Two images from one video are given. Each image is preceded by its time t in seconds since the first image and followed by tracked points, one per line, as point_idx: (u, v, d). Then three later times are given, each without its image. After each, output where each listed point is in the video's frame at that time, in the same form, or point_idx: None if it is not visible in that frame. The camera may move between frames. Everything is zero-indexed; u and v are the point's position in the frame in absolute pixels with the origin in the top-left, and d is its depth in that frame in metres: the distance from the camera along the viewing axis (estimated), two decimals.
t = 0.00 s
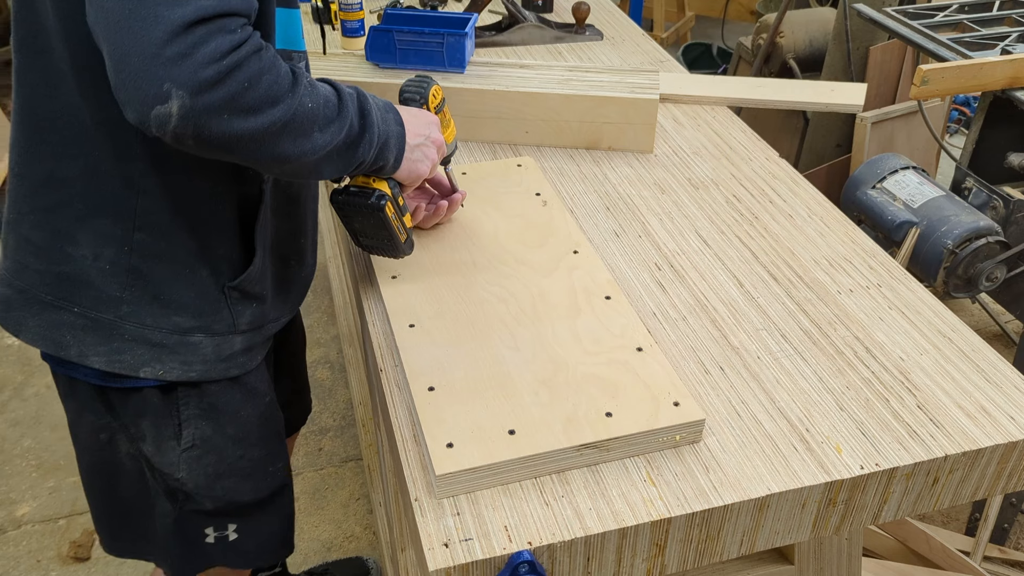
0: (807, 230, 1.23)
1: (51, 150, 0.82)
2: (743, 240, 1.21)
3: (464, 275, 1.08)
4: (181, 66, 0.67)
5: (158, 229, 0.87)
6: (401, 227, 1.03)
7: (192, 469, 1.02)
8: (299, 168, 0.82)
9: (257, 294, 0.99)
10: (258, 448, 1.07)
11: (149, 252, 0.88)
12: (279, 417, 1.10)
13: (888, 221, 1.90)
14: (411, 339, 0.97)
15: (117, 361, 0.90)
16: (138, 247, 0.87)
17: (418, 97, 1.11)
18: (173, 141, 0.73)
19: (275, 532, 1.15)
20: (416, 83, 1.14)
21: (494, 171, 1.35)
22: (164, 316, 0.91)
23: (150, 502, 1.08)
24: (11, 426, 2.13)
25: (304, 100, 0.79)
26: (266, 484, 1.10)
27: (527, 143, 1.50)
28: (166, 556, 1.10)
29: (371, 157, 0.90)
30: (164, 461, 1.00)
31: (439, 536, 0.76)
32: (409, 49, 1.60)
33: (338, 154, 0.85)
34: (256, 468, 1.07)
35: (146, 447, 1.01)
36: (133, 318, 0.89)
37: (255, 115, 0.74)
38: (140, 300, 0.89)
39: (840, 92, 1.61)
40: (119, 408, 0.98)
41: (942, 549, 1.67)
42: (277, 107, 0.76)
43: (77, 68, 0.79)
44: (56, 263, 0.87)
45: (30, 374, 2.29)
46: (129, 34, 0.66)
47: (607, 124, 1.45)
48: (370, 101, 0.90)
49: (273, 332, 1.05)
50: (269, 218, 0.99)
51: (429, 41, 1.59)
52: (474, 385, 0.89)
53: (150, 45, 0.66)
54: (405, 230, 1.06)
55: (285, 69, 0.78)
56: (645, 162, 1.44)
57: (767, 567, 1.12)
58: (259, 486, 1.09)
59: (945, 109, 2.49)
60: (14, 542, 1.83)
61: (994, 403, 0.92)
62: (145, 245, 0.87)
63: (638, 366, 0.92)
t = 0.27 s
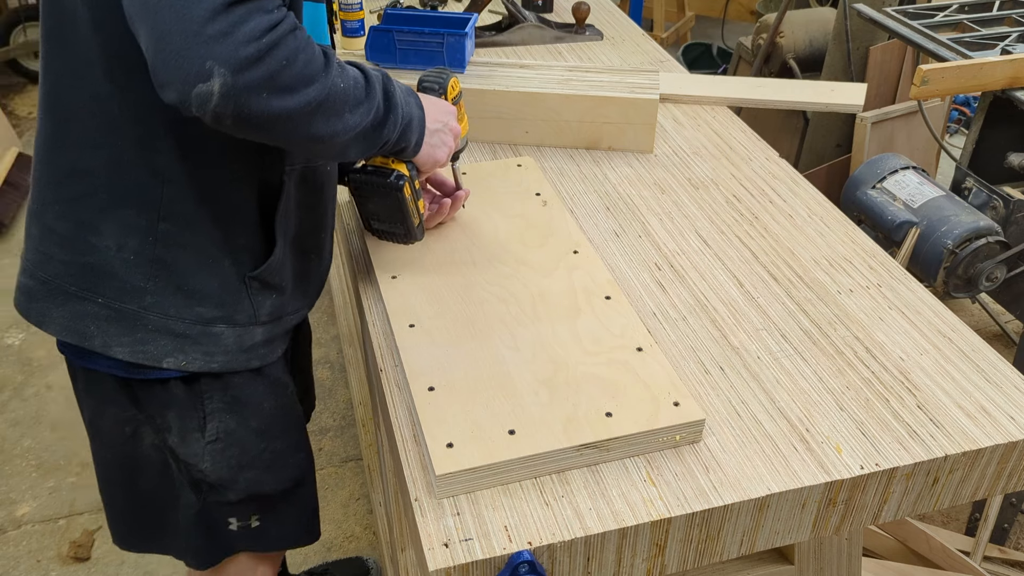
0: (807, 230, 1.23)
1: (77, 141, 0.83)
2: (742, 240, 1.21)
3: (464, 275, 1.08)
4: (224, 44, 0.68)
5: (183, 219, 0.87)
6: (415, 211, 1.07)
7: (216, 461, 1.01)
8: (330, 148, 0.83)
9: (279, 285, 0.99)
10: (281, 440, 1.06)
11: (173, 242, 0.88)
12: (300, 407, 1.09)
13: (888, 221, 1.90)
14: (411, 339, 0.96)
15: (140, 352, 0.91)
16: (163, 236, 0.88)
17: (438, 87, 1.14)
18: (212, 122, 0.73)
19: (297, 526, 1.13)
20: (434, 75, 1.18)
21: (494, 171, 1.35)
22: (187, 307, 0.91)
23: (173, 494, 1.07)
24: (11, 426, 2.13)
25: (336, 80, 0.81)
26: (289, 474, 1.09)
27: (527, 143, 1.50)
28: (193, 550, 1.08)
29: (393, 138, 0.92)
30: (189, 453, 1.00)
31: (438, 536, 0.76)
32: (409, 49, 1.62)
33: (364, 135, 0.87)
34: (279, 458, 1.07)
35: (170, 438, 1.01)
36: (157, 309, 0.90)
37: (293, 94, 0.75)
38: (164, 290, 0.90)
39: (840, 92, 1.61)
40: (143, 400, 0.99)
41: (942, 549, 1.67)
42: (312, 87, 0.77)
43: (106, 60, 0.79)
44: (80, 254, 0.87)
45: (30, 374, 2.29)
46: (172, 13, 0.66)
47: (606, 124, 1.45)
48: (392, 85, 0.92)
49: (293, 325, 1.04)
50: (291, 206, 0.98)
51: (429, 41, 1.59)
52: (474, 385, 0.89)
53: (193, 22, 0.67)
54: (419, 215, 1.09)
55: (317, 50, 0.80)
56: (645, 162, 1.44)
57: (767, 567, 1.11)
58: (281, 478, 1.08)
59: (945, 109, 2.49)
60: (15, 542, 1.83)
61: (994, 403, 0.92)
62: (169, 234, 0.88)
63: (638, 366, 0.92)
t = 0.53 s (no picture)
0: (807, 230, 1.23)
1: (91, 142, 0.83)
2: (742, 240, 1.21)
3: (464, 275, 1.08)
4: (242, 33, 0.69)
5: (199, 217, 0.88)
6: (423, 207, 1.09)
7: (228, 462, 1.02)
8: (345, 142, 0.83)
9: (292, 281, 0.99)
10: (290, 441, 1.07)
11: (189, 241, 0.88)
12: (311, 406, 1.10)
13: (888, 221, 1.90)
14: (411, 339, 0.96)
15: (158, 352, 0.91)
16: (179, 235, 0.88)
17: (441, 85, 1.15)
18: (230, 115, 0.73)
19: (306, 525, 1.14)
20: (437, 74, 1.18)
21: (494, 171, 1.35)
22: (203, 304, 0.91)
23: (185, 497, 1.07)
24: (10, 426, 2.13)
25: (352, 74, 0.81)
26: (298, 477, 1.10)
27: (527, 143, 1.50)
28: (202, 553, 1.09)
29: (407, 135, 0.93)
30: (201, 454, 1.02)
31: (439, 536, 0.76)
32: (409, 49, 1.62)
33: (378, 130, 0.87)
34: (289, 460, 1.07)
35: (182, 441, 1.02)
36: (173, 308, 0.90)
37: (310, 86, 0.76)
38: (181, 288, 0.90)
39: (840, 92, 1.61)
40: (156, 402, 0.99)
41: (942, 549, 1.67)
42: (329, 79, 0.78)
43: (118, 61, 0.79)
44: (96, 255, 0.87)
45: (30, 374, 2.29)
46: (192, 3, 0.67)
47: (606, 124, 1.45)
48: (404, 82, 0.92)
49: (305, 321, 1.04)
50: (304, 203, 0.98)
51: (429, 41, 1.59)
52: (476, 385, 0.89)
53: (213, 12, 0.67)
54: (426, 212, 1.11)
55: (332, 44, 0.80)
56: (645, 162, 1.44)
57: (767, 567, 1.11)
58: (291, 478, 1.09)
59: (945, 109, 2.49)
60: (15, 542, 1.83)
61: (994, 403, 0.92)
62: (185, 233, 0.88)
63: (638, 366, 0.92)
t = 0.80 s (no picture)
0: (807, 230, 1.23)
1: (95, 135, 0.83)
2: (742, 240, 1.21)
3: (465, 275, 1.08)
4: (259, 17, 0.68)
5: (201, 211, 0.88)
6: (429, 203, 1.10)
7: (231, 460, 1.02)
8: (355, 130, 0.84)
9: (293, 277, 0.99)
10: (294, 438, 1.07)
11: (191, 235, 0.88)
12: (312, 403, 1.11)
13: (888, 221, 1.90)
14: (411, 339, 0.96)
15: (159, 346, 0.91)
16: (181, 229, 0.88)
17: (448, 82, 1.15)
18: (243, 100, 0.73)
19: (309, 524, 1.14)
20: (443, 70, 1.18)
21: (494, 171, 1.35)
22: (205, 299, 0.91)
23: (187, 496, 1.07)
24: (11, 426, 2.13)
25: (362, 61, 0.81)
26: (301, 474, 1.10)
27: (527, 143, 1.50)
28: (206, 551, 1.09)
29: (410, 125, 0.94)
30: (204, 452, 1.02)
31: (439, 536, 0.76)
32: (409, 49, 1.62)
33: (384, 120, 0.88)
34: (293, 457, 1.08)
35: (186, 439, 1.02)
36: (175, 302, 0.90)
37: (322, 72, 0.76)
38: (183, 283, 0.90)
39: (840, 92, 1.61)
40: (158, 399, 0.99)
41: (942, 549, 1.67)
42: (341, 65, 0.78)
43: (124, 53, 0.79)
44: (97, 248, 0.87)
45: (30, 374, 2.29)
46: None
47: (606, 124, 1.45)
48: (410, 72, 0.93)
49: (304, 318, 1.04)
50: (305, 199, 0.98)
51: (429, 41, 1.59)
52: (476, 386, 0.89)
53: None
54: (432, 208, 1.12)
55: (343, 31, 0.80)
56: (645, 162, 1.44)
57: (767, 567, 1.11)
58: (295, 476, 1.09)
59: (945, 109, 2.49)
60: (15, 542, 1.83)
61: (994, 403, 0.92)
62: (187, 227, 0.88)
63: (638, 366, 0.92)
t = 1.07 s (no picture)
0: (807, 230, 1.23)
1: (103, 128, 0.83)
2: (742, 240, 1.21)
3: (465, 275, 1.08)
4: None
5: (210, 204, 0.88)
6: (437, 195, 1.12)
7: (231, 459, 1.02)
8: (373, 116, 0.84)
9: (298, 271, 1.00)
10: (297, 435, 1.07)
11: (199, 228, 0.88)
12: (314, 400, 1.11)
13: (888, 221, 1.90)
14: (411, 339, 0.96)
15: (167, 340, 0.91)
16: (190, 222, 0.88)
17: (456, 78, 1.16)
18: (266, 82, 0.73)
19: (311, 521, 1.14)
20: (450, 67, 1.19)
21: (494, 171, 1.35)
22: (214, 292, 0.91)
23: (188, 494, 1.07)
24: (10, 426, 2.13)
25: (380, 46, 0.81)
26: (304, 471, 1.10)
27: (527, 143, 1.50)
28: (208, 550, 1.09)
29: (423, 115, 0.94)
30: (206, 449, 1.02)
31: (439, 536, 0.76)
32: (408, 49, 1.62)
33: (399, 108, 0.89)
34: (296, 454, 1.08)
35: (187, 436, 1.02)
36: (184, 295, 0.90)
37: (343, 55, 0.76)
38: (191, 275, 0.90)
39: (840, 92, 1.61)
40: (160, 397, 0.99)
41: (942, 549, 1.67)
42: (360, 49, 0.78)
43: (133, 46, 0.80)
44: (104, 242, 0.87)
45: (30, 374, 2.29)
46: None
47: (607, 124, 1.45)
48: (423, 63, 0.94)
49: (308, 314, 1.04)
50: (311, 193, 1.00)
51: (429, 41, 1.60)
52: (476, 386, 0.89)
53: None
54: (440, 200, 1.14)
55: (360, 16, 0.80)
56: (646, 162, 1.44)
57: (767, 567, 1.11)
58: (297, 473, 1.09)
59: (945, 109, 2.50)
60: (14, 542, 1.83)
61: (994, 403, 0.92)
62: (196, 220, 0.88)
63: (638, 366, 0.92)
